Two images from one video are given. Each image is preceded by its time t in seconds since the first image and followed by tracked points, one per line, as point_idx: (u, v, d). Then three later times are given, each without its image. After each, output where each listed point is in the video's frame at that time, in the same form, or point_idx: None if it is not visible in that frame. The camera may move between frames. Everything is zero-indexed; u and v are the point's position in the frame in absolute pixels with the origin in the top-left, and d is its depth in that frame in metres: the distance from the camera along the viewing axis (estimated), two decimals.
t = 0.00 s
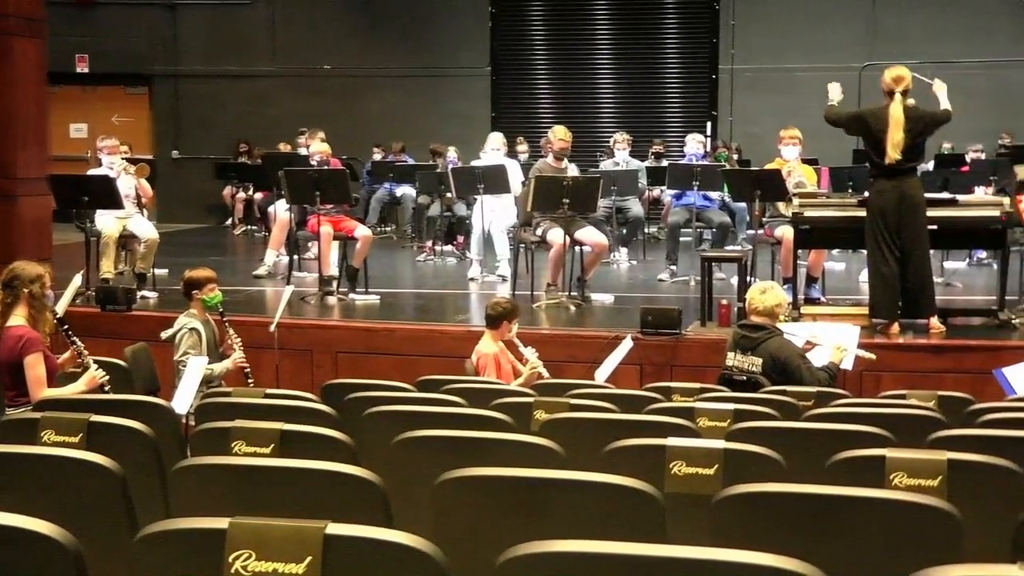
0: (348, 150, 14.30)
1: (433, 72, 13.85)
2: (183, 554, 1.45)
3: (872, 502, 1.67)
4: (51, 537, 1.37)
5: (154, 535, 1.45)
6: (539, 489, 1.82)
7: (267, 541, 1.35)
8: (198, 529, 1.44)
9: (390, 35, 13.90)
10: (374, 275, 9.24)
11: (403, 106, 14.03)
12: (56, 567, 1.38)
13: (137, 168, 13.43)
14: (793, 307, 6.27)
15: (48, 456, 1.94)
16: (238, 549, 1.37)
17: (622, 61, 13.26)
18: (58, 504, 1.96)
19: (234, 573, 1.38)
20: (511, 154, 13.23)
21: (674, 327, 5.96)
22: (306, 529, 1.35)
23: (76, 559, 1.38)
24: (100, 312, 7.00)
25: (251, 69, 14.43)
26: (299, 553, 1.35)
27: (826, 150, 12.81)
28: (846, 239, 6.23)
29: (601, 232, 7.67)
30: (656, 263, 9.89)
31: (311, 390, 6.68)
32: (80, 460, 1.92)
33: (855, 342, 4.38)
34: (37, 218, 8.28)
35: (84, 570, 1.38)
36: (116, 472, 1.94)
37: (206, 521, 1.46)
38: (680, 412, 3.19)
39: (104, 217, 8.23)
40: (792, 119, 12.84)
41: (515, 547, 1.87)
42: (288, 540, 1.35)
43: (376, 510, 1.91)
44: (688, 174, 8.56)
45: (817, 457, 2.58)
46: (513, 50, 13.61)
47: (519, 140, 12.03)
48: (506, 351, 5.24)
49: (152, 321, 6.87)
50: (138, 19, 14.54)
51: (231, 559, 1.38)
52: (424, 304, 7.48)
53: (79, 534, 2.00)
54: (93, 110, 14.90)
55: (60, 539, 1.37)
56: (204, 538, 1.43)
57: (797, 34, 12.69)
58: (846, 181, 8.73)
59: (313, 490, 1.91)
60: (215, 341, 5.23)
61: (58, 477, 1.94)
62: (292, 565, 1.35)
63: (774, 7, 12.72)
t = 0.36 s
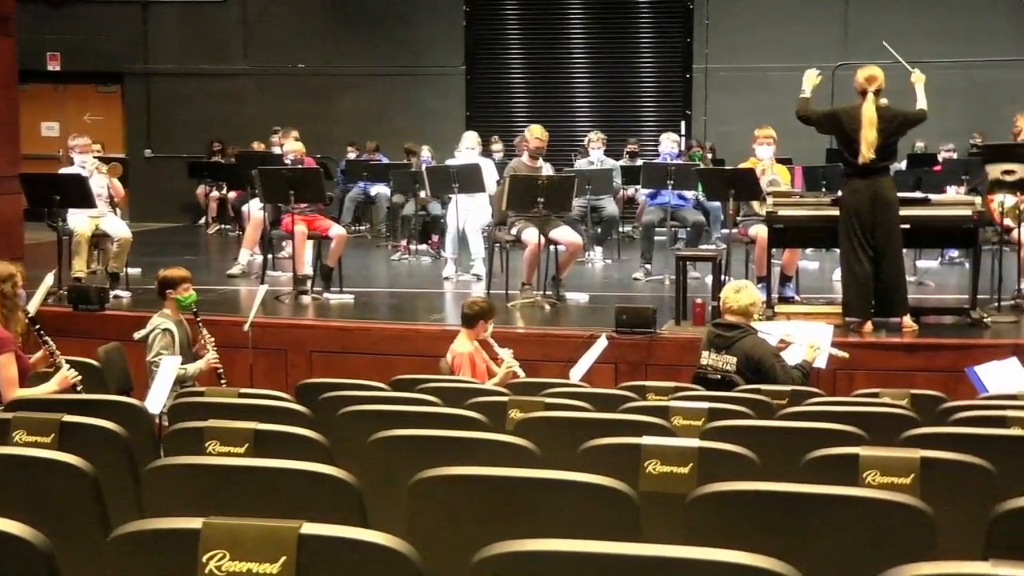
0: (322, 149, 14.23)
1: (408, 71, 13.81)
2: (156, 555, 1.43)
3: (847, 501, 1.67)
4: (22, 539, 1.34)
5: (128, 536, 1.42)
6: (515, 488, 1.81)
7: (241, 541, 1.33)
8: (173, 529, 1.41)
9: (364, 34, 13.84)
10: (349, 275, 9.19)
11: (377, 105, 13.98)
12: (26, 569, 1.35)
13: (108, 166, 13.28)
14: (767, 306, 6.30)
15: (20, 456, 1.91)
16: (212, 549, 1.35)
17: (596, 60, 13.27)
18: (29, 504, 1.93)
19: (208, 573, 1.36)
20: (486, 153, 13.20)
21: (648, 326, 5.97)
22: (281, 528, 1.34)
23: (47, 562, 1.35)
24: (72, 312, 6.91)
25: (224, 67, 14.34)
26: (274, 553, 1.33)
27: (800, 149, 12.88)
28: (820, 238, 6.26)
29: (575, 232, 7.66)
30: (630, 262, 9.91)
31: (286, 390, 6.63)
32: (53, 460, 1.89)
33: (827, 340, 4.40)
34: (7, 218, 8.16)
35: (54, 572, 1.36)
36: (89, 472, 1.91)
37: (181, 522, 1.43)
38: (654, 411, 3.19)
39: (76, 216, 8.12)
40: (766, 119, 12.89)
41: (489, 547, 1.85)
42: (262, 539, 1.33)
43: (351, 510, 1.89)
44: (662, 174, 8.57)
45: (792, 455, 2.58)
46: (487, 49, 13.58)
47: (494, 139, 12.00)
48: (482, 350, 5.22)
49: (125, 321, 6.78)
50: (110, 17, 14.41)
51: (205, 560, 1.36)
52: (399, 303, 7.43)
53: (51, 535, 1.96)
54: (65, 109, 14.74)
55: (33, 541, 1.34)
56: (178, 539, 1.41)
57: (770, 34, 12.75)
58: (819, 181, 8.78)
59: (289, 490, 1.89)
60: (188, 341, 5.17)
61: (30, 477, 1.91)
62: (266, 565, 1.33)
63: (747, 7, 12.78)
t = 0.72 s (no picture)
0: (297, 147, 14.17)
1: (384, 69, 13.77)
2: (129, 556, 1.40)
3: (822, 499, 1.67)
4: None
5: (102, 536, 1.40)
6: (493, 486, 1.80)
7: (218, 541, 1.31)
8: (148, 529, 1.39)
9: (340, 32, 13.78)
10: (325, 274, 9.14)
11: (354, 104, 13.92)
12: None
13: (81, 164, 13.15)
14: (743, 304, 6.33)
15: None
16: (189, 549, 1.33)
17: (572, 59, 13.27)
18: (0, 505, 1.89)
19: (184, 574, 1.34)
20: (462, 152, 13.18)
21: (624, 325, 5.98)
22: (257, 527, 1.32)
23: (20, 562, 1.33)
24: (46, 312, 6.82)
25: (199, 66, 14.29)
26: (250, 552, 1.32)
27: (774, 148, 12.95)
28: (796, 237, 6.29)
29: (552, 231, 7.65)
30: (606, 261, 9.92)
31: (262, 390, 6.58)
32: (27, 461, 1.85)
33: (803, 339, 4.38)
34: None
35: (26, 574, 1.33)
36: (64, 473, 1.87)
37: (156, 521, 1.41)
38: (630, 410, 3.19)
39: (50, 214, 8.01)
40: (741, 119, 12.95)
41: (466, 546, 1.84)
42: (240, 539, 1.31)
43: (327, 510, 1.87)
44: (639, 173, 8.58)
45: (768, 453, 2.59)
46: (463, 47, 13.55)
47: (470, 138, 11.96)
48: (458, 349, 5.21)
49: (98, 320, 6.70)
50: (83, 14, 14.29)
51: (181, 560, 1.34)
52: (376, 303, 7.37)
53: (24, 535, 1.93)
54: (37, 107, 14.59)
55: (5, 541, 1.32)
56: (153, 539, 1.39)
57: (746, 34, 12.80)
58: (795, 180, 8.84)
59: (265, 490, 1.87)
60: (165, 341, 5.11)
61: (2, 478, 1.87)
62: (242, 565, 1.31)
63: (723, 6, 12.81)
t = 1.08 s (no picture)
0: (270, 146, 14.10)
1: (358, 69, 13.74)
2: (104, 555, 1.38)
3: (796, 498, 1.67)
4: None
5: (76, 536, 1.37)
6: (465, 486, 1.78)
7: (191, 539, 1.29)
8: (123, 529, 1.36)
9: (314, 31, 13.73)
10: (299, 274, 9.08)
11: (328, 102, 13.87)
12: None
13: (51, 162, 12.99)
14: (716, 303, 6.36)
15: None
16: (162, 549, 1.31)
17: (546, 58, 13.26)
18: None
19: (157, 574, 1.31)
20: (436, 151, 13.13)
21: (599, 324, 5.98)
22: (230, 527, 1.30)
23: None
24: (17, 311, 6.72)
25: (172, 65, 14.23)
26: (224, 553, 1.30)
27: (747, 148, 13.01)
28: (769, 236, 6.33)
29: (526, 230, 7.65)
30: (581, 260, 9.93)
31: (235, 389, 6.53)
32: None
33: (777, 337, 4.44)
34: None
35: None
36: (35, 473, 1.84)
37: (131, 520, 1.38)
38: (604, 409, 3.18)
39: (20, 213, 7.90)
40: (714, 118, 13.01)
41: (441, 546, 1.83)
42: (211, 539, 1.29)
43: (301, 510, 1.85)
44: (613, 172, 8.60)
45: (742, 451, 2.59)
46: (437, 46, 13.51)
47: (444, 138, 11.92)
48: (433, 348, 5.19)
49: (70, 320, 6.62)
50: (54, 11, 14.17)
51: (153, 560, 1.31)
52: (350, 302, 7.31)
53: None
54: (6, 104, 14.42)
55: None
56: (125, 538, 1.36)
57: (719, 33, 12.85)
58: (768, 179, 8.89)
59: (238, 490, 1.85)
60: (137, 340, 5.05)
61: None
62: (215, 565, 1.29)
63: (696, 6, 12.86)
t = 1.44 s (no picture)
0: (244, 145, 14.02)
1: (332, 67, 13.69)
2: (76, 555, 1.35)
3: (774, 495, 1.67)
4: None
5: (48, 537, 1.34)
6: (441, 484, 1.77)
7: (165, 540, 1.27)
8: (96, 529, 1.33)
9: (287, 29, 13.67)
10: (273, 272, 9.03)
11: (301, 101, 13.81)
12: None
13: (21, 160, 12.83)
14: (691, 302, 6.38)
15: None
16: (134, 549, 1.29)
17: (520, 56, 13.24)
18: None
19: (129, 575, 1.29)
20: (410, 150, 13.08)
21: (574, 323, 5.98)
22: (203, 527, 1.28)
23: None
24: None
25: (145, 63, 14.14)
26: (197, 554, 1.27)
27: (721, 147, 13.06)
28: (743, 234, 6.35)
29: (500, 229, 7.63)
30: (555, 259, 9.93)
31: (209, 389, 6.48)
32: None
33: (751, 337, 4.47)
34: None
35: None
36: (5, 473, 1.80)
37: (105, 520, 1.35)
38: (580, 408, 3.18)
39: None
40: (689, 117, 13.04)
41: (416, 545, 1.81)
42: (184, 539, 1.27)
43: (276, 509, 1.83)
44: (587, 171, 8.61)
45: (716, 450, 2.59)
46: (411, 44, 13.46)
47: (418, 137, 11.87)
48: (408, 346, 5.17)
49: (41, 318, 6.53)
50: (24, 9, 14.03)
51: (126, 560, 1.29)
52: (324, 301, 7.26)
53: None
54: None
55: None
56: (98, 539, 1.33)
57: (693, 32, 12.89)
58: (742, 178, 8.93)
59: (212, 491, 1.82)
60: (110, 338, 4.98)
61: None
62: (189, 565, 1.27)
63: (670, 5, 12.90)
